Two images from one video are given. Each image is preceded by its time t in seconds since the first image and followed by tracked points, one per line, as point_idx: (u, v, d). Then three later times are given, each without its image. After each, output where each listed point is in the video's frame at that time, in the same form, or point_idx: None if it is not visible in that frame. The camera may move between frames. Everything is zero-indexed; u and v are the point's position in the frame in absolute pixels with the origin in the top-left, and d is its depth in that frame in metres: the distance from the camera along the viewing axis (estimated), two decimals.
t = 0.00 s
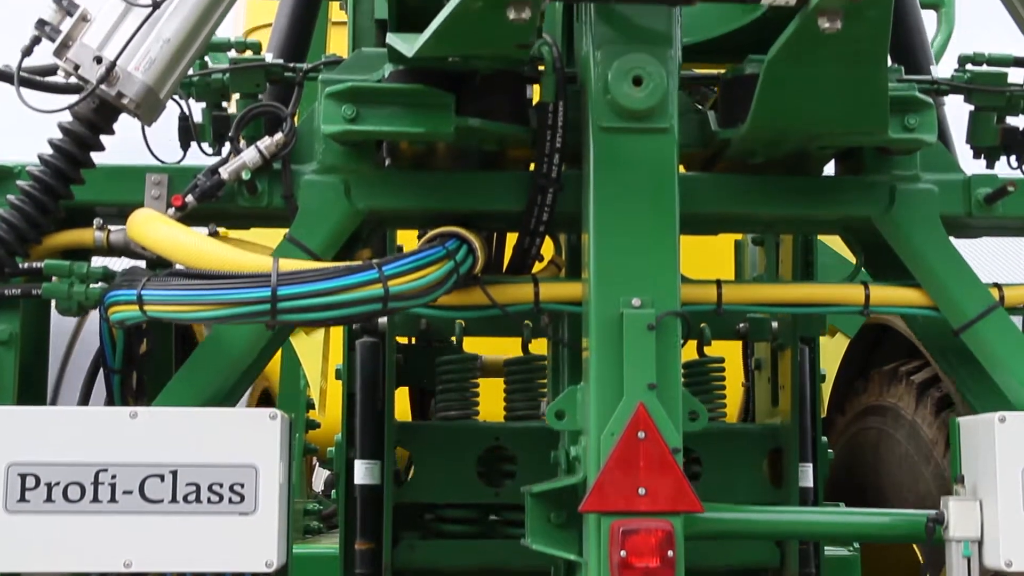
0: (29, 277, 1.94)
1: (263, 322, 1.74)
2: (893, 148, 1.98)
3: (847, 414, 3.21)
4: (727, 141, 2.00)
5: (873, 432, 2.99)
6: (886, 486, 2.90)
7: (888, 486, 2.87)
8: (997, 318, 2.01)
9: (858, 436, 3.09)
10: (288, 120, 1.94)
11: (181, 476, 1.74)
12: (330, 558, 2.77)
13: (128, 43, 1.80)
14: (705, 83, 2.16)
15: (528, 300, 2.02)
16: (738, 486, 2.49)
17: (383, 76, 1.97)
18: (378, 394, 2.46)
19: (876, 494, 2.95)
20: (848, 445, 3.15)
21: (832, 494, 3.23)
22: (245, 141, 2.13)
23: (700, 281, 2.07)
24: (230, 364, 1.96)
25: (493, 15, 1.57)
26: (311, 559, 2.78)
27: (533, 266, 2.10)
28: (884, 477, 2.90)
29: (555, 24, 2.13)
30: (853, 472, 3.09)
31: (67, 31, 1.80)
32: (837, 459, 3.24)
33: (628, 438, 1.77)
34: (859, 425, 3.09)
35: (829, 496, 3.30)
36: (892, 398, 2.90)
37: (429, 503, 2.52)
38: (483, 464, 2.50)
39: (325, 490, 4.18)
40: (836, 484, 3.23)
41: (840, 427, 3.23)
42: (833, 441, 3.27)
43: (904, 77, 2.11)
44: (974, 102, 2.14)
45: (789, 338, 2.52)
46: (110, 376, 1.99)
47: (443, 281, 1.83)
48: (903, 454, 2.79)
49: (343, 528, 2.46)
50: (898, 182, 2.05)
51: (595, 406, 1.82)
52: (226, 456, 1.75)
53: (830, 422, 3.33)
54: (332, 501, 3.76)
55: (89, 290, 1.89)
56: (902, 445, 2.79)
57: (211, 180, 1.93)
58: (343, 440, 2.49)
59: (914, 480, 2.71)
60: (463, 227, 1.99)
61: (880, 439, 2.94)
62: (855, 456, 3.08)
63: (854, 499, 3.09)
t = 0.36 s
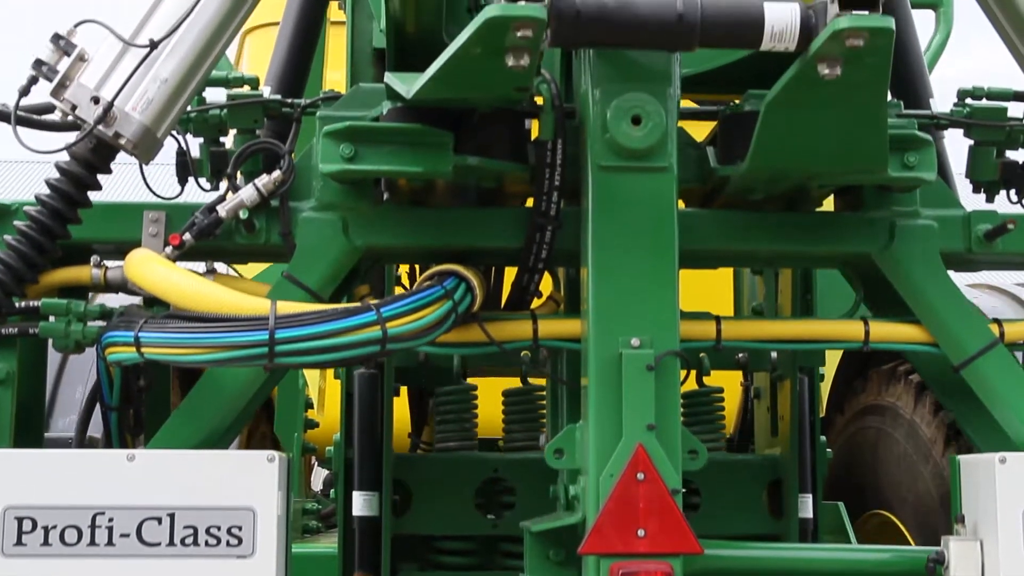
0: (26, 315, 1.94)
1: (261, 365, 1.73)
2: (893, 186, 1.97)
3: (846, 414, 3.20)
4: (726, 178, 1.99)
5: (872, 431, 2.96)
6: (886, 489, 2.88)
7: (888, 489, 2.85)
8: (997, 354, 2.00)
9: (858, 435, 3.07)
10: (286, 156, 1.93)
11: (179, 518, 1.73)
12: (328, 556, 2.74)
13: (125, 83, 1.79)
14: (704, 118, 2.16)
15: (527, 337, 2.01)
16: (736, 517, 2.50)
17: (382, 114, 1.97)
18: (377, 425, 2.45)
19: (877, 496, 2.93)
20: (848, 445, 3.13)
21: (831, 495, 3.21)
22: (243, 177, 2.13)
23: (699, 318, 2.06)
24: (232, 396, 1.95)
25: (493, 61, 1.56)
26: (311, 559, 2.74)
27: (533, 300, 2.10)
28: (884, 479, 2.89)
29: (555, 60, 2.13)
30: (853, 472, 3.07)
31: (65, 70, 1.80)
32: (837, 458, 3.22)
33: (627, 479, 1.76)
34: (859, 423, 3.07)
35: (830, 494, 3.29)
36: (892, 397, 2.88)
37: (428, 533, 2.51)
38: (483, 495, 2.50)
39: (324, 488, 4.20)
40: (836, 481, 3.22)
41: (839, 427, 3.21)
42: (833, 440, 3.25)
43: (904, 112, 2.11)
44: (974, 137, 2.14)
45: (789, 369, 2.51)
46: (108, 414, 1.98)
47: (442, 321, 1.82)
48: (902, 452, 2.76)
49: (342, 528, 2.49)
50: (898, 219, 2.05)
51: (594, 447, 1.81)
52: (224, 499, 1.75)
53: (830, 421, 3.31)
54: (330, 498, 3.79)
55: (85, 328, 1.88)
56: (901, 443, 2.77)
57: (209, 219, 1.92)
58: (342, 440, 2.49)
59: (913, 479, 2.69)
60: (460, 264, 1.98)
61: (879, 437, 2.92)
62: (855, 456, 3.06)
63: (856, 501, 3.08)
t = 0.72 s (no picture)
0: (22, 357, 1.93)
1: (258, 412, 1.73)
2: (893, 227, 1.96)
3: (846, 414, 3.19)
4: (726, 219, 1.99)
5: (870, 431, 2.95)
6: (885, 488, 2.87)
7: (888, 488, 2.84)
8: (998, 396, 2.00)
9: (857, 435, 3.07)
10: (283, 198, 1.92)
11: (177, 565, 1.73)
12: (328, 555, 2.70)
13: (123, 126, 1.78)
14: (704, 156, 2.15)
15: (525, 378, 2.00)
16: (735, 549, 2.49)
17: (380, 156, 1.96)
18: (376, 455, 2.44)
19: (877, 495, 2.92)
20: (848, 444, 3.13)
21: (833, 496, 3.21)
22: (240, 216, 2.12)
23: (698, 358, 2.04)
24: (232, 434, 1.94)
25: (493, 111, 1.55)
26: (312, 558, 2.72)
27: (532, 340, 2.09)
28: (884, 479, 2.87)
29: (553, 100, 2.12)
30: (853, 472, 3.07)
31: (62, 114, 1.78)
32: (837, 458, 3.21)
33: (627, 525, 1.74)
34: (857, 423, 3.07)
35: (830, 494, 3.28)
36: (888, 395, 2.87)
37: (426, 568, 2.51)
38: (482, 531, 2.48)
39: (320, 488, 4.21)
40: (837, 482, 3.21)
41: (838, 427, 3.21)
42: (832, 441, 3.25)
43: (904, 150, 2.10)
44: (974, 174, 2.14)
45: (788, 402, 2.50)
46: (104, 454, 1.96)
47: (440, 366, 1.81)
48: (901, 450, 2.76)
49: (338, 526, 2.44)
50: (898, 258, 2.05)
51: (593, 492, 1.80)
52: (222, 547, 1.74)
53: (828, 421, 3.31)
54: (328, 502, 3.80)
55: (82, 370, 1.87)
56: (898, 441, 2.77)
57: (206, 261, 1.91)
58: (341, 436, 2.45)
59: (911, 479, 2.68)
60: (456, 305, 1.97)
61: (878, 438, 2.91)
62: (857, 455, 3.06)
63: (856, 501, 3.07)
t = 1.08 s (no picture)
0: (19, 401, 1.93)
1: (256, 460, 1.72)
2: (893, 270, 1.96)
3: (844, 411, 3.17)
4: (726, 261, 1.98)
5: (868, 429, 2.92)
6: (885, 488, 2.85)
7: (888, 488, 2.82)
8: (998, 436, 1.98)
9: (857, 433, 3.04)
10: (281, 240, 1.91)
11: None
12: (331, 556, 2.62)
13: (120, 171, 1.76)
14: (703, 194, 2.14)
15: (524, 419, 1.99)
16: None
17: (378, 198, 1.95)
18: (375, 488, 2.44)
19: (877, 495, 2.91)
20: (847, 442, 3.11)
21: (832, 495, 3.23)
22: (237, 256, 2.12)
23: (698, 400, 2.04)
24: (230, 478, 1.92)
25: (492, 162, 1.55)
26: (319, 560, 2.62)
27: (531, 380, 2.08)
28: (882, 478, 2.86)
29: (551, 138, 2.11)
30: (853, 471, 3.07)
31: (59, 158, 1.76)
32: (836, 458, 3.21)
33: (626, 572, 1.75)
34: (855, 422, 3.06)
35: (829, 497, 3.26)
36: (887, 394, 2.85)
37: None
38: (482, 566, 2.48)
39: (321, 491, 4.22)
40: (836, 483, 3.20)
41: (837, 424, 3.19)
42: (831, 438, 3.25)
43: (903, 189, 2.09)
44: (974, 212, 2.13)
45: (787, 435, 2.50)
46: (102, 497, 1.95)
47: (439, 411, 1.80)
48: (900, 450, 2.73)
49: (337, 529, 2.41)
50: (898, 299, 2.04)
51: (592, 538, 1.79)
52: None
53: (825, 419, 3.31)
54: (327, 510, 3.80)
55: (80, 414, 1.87)
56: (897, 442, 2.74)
57: (204, 303, 1.91)
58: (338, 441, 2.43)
59: (909, 479, 2.66)
60: (454, 345, 1.96)
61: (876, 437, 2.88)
62: (857, 454, 3.04)
63: (855, 499, 3.07)
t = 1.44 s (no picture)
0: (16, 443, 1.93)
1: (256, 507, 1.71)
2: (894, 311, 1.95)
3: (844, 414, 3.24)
4: (726, 302, 1.98)
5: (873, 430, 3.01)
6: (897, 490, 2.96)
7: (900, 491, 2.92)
8: (999, 477, 1.96)
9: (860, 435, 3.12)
10: (280, 281, 1.90)
11: None
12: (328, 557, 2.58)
13: (117, 217, 1.75)
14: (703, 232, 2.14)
15: (524, 460, 1.99)
16: None
17: (378, 239, 1.94)
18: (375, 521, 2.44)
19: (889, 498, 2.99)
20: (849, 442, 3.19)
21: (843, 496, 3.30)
22: (236, 295, 2.12)
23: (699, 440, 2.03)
24: (230, 519, 1.91)
25: (491, 212, 1.54)
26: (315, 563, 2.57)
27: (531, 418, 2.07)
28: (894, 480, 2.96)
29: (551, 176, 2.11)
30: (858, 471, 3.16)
31: (57, 203, 1.74)
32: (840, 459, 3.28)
33: None
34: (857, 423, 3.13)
35: (827, 496, 3.53)
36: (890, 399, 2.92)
37: None
38: None
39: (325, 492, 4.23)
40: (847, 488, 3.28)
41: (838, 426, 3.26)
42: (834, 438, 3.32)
43: (904, 228, 2.08)
44: (975, 251, 2.13)
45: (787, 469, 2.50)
46: (99, 539, 1.95)
47: (439, 456, 1.79)
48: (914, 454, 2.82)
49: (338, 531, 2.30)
50: (899, 339, 2.04)
51: None
52: None
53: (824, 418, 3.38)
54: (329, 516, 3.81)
55: (77, 457, 1.86)
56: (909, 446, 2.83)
57: (202, 345, 1.89)
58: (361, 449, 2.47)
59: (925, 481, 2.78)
60: (454, 385, 1.96)
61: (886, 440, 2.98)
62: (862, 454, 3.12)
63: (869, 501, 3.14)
